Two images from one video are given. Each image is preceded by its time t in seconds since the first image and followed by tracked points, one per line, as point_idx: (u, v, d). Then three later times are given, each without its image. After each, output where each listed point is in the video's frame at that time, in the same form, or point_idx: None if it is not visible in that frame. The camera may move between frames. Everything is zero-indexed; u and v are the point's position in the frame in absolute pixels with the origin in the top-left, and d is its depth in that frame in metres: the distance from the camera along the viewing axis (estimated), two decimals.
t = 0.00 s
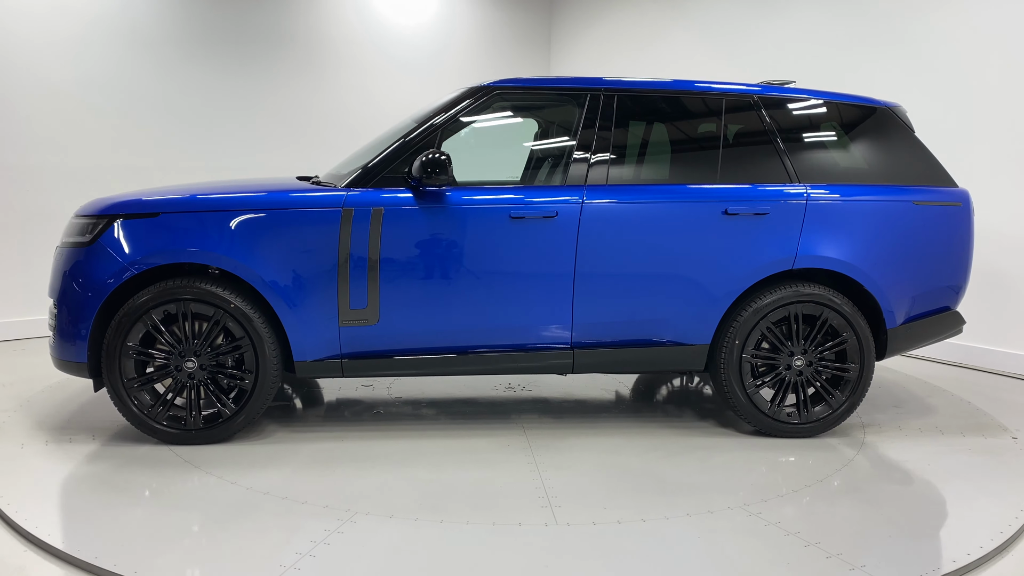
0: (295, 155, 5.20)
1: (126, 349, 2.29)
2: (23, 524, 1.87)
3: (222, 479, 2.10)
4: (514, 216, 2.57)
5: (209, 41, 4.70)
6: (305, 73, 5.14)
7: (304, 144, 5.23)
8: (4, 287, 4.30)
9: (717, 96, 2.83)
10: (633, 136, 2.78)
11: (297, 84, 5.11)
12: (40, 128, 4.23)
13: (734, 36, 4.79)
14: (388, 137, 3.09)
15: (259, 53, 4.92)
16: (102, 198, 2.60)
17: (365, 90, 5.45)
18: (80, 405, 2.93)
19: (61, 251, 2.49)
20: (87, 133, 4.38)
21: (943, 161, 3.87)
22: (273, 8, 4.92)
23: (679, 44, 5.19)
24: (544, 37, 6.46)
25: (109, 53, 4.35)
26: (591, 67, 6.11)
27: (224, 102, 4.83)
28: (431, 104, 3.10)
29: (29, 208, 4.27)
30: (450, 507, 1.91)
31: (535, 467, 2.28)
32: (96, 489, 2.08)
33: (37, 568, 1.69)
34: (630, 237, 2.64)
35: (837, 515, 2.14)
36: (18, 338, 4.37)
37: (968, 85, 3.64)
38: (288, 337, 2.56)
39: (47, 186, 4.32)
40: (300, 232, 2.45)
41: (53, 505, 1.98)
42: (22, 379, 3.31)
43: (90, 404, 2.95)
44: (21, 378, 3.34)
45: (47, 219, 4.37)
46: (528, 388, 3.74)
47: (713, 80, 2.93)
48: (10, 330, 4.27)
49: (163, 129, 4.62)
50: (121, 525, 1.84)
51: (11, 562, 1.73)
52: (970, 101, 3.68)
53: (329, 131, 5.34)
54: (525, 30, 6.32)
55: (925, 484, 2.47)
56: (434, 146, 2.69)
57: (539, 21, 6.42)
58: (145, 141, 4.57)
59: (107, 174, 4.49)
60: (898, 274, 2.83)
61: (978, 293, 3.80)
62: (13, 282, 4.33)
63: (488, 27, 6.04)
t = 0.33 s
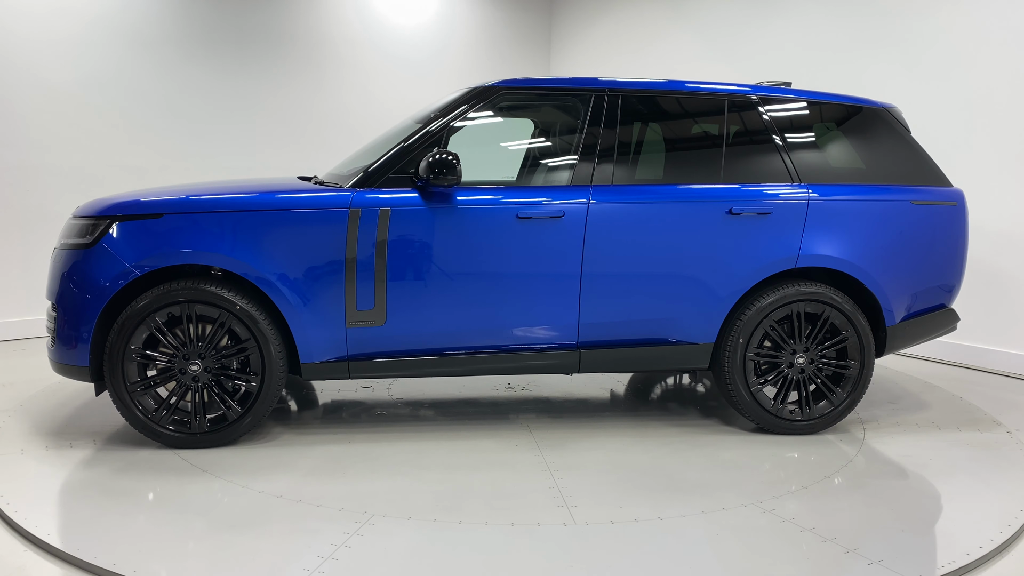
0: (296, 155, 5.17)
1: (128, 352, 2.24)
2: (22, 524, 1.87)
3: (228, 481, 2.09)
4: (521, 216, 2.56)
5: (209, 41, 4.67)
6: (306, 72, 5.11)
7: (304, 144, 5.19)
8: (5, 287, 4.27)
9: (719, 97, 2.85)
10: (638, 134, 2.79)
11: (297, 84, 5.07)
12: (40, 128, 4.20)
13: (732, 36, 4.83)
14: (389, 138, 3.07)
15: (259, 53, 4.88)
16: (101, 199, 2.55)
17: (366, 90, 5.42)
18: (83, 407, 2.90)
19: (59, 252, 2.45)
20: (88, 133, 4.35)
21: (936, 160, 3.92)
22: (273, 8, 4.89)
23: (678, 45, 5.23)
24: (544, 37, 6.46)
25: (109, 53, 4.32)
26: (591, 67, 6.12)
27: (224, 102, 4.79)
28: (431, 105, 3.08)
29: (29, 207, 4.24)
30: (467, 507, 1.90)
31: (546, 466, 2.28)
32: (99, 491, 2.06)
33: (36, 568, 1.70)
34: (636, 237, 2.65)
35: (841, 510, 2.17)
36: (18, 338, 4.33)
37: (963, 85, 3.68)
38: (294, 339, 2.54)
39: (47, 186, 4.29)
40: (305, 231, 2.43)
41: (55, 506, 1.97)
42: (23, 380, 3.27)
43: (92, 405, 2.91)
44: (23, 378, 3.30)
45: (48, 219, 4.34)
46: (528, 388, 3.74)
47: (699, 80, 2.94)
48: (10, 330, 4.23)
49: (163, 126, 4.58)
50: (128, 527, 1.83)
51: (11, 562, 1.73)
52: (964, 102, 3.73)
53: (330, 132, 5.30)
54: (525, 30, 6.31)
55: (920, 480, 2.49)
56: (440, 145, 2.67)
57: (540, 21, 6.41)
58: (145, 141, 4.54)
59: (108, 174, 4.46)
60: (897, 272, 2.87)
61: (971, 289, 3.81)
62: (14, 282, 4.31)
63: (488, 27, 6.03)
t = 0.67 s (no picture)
0: (297, 155, 5.13)
1: (132, 356, 2.20)
2: (23, 524, 1.87)
3: (237, 483, 2.06)
4: (528, 216, 2.55)
5: (209, 41, 4.63)
6: (307, 73, 5.08)
7: (304, 144, 5.16)
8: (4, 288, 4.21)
9: (721, 97, 2.87)
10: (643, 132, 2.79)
11: (297, 84, 5.04)
12: (40, 128, 4.15)
13: (728, 36, 4.87)
14: (391, 138, 3.05)
15: (258, 52, 4.84)
16: (100, 199, 2.49)
17: (366, 90, 5.39)
18: (83, 409, 2.86)
19: (58, 254, 2.40)
20: (88, 133, 4.30)
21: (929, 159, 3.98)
22: (273, 7, 4.85)
23: (676, 45, 5.27)
24: (543, 37, 6.46)
25: (109, 53, 4.28)
26: (591, 67, 6.15)
27: (224, 102, 4.75)
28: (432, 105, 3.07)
29: (30, 207, 4.18)
30: (484, 507, 1.90)
31: (556, 467, 2.28)
32: (104, 493, 2.05)
33: (37, 568, 1.70)
34: (642, 236, 2.65)
35: (848, 506, 2.20)
36: (17, 338, 4.28)
37: (953, 86, 3.73)
38: (301, 340, 2.51)
39: (47, 186, 4.24)
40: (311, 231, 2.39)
41: (58, 508, 1.96)
42: (24, 380, 3.22)
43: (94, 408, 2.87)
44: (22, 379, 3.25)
45: (52, 218, 4.29)
46: (528, 388, 3.73)
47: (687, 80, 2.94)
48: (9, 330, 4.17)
49: (162, 125, 4.53)
50: (134, 529, 1.81)
51: (13, 562, 1.73)
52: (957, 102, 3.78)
53: (330, 131, 5.26)
54: (525, 30, 6.30)
55: (914, 475, 2.53)
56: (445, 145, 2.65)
57: (539, 21, 6.41)
58: (146, 141, 4.50)
59: (107, 174, 4.41)
60: (896, 270, 2.91)
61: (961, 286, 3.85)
62: (14, 282, 4.25)
63: (488, 27, 6.02)
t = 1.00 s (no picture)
0: (296, 155, 5.10)
1: (137, 359, 2.16)
2: (23, 524, 1.87)
3: (245, 486, 2.04)
4: (535, 216, 2.53)
5: (209, 41, 4.62)
6: (307, 73, 5.06)
7: (304, 145, 5.13)
8: (4, 287, 4.22)
9: (722, 98, 2.88)
10: (648, 130, 2.78)
11: (297, 84, 5.01)
12: (40, 128, 4.16)
13: (725, 37, 4.92)
14: (392, 139, 3.04)
15: (259, 53, 4.83)
16: (101, 200, 2.44)
17: (366, 90, 5.36)
18: (84, 412, 2.83)
19: (57, 254, 2.34)
20: (89, 133, 4.31)
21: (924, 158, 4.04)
22: (272, 7, 4.84)
23: (674, 46, 5.31)
24: (543, 37, 6.46)
25: (109, 53, 4.28)
26: (591, 67, 6.16)
27: (224, 102, 4.73)
28: (433, 104, 3.05)
29: (29, 207, 4.19)
30: (499, 508, 1.90)
31: (568, 467, 2.27)
32: (109, 494, 2.04)
33: (36, 567, 1.70)
34: (650, 236, 2.64)
35: (852, 501, 2.24)
36: (16, 338, 4.28)
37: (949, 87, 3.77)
38: (307, 342, 2.47)
39: (47, 186, 4.24)
40: (319, 230, 2.35)
41: (61, 509, 1.95)
42: (26, 381, 3.19)
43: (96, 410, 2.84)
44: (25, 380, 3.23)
45: (49, 218, 4.29)
46: (528, 387, 3.73)
47: (675, 80, 2.93)
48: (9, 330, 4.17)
49: (159, 125, 4.51)
50: (140, 531, 1.80)
51: (12, 562, 1.73)
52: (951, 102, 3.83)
53: (330, 132, 5.23)
54: (525, 30, 6.30)
55: (909, 470, 2.56)
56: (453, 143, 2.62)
57: (540, 21, 6.40)
58: (145, 141, 4.49)
59: (107, 174, 4.41)
60: (894, 268, 2.96)
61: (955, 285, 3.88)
62: (13, 283, 4.25)
63: (489, 27, 6.01)
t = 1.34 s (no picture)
0: (297, 155, 5.08)
1: (142, 362, 2.12)
2: (23, 524, 1.86)
3: (254, 489, 2.02)
4: (542, 216, 2.52)
5: (209, 41, 4.60)
6: (307, 73, 5.04)
7: (305, 145, 5.12)
8: (4, 288, 4.19)
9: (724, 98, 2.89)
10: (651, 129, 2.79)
11: (297, 85, 5.00)
12: (40, 128, 4.14)
13: (721, 38, 4.98)
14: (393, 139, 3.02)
15: (259, 53, 4.82)
16: (100, 201, 2.39)
17: (366, 89, 5.34)
18: (88, 415, 2.79)
19: (56, 257, 2.28)
20: (89, 133, 4.29)
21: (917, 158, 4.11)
22: (273, 7, 4.82)
23: (670, 47, 5.37)
24: (542, 37, 6.46)
25: (109, 53, 4.26)
26: (589, 67, 6.18)
27: (224, 102, 4.72)
28: (430, 105, 3.04)
29: (29, 207, 4.17)
30: (517, 509, 1.89)
31: (580, 468, 2.27)
32: (113, 495, 2.03)
33: (37, 567, 1.69)
34: (656, 235, 2.65)
35: (857, 497, 2.27)
36: (18, 338, 4.26)
37: (941, 89, 3.83)
38: (314, 344, 2.43)
39: (48, 187, 4.22)
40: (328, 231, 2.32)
41: (63, 509, 1.94)
42: (30, 384, 3.16)
43: (100, 413, 2.81)
44: (29, 382, 3.20)
45: (49, 219, 4.26)
46: (528, 387, 3.72)
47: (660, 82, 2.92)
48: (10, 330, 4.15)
49: (155, 125, 4.48)
50: (146, 534, 1.79)
51: (12, 562, 1.72)
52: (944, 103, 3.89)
53: (330, 132, 5.21)
54: (525, 31, 6.30)
55: (904, 465, 2.60)
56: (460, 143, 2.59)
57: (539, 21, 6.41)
58: (142, 140, 4.46)
59: (107, 174, 4.39)
60: (891, 266, 3.01)
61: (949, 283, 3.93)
62: (13, 283, 4.22)
63: (489, 27, 6.00)
